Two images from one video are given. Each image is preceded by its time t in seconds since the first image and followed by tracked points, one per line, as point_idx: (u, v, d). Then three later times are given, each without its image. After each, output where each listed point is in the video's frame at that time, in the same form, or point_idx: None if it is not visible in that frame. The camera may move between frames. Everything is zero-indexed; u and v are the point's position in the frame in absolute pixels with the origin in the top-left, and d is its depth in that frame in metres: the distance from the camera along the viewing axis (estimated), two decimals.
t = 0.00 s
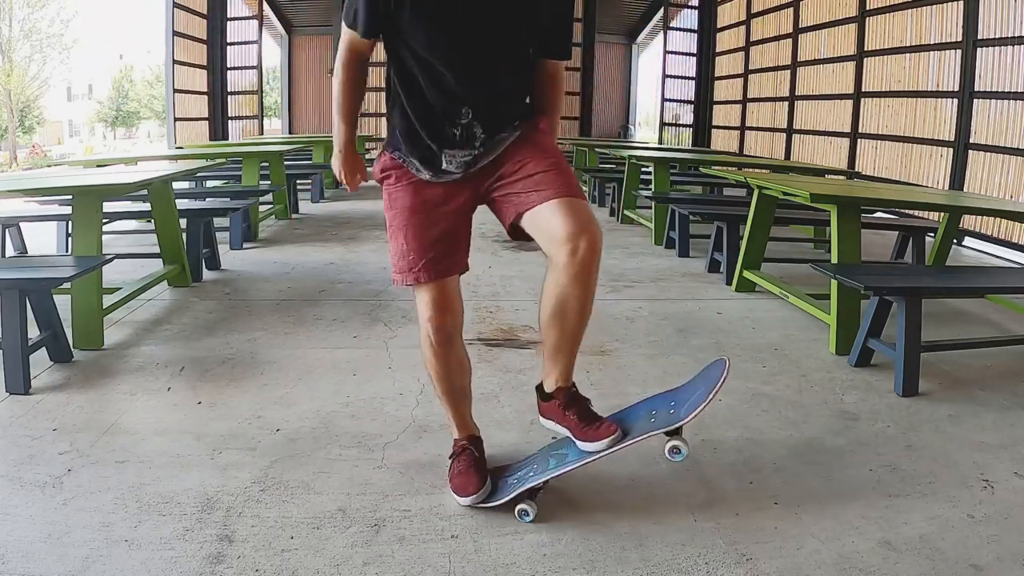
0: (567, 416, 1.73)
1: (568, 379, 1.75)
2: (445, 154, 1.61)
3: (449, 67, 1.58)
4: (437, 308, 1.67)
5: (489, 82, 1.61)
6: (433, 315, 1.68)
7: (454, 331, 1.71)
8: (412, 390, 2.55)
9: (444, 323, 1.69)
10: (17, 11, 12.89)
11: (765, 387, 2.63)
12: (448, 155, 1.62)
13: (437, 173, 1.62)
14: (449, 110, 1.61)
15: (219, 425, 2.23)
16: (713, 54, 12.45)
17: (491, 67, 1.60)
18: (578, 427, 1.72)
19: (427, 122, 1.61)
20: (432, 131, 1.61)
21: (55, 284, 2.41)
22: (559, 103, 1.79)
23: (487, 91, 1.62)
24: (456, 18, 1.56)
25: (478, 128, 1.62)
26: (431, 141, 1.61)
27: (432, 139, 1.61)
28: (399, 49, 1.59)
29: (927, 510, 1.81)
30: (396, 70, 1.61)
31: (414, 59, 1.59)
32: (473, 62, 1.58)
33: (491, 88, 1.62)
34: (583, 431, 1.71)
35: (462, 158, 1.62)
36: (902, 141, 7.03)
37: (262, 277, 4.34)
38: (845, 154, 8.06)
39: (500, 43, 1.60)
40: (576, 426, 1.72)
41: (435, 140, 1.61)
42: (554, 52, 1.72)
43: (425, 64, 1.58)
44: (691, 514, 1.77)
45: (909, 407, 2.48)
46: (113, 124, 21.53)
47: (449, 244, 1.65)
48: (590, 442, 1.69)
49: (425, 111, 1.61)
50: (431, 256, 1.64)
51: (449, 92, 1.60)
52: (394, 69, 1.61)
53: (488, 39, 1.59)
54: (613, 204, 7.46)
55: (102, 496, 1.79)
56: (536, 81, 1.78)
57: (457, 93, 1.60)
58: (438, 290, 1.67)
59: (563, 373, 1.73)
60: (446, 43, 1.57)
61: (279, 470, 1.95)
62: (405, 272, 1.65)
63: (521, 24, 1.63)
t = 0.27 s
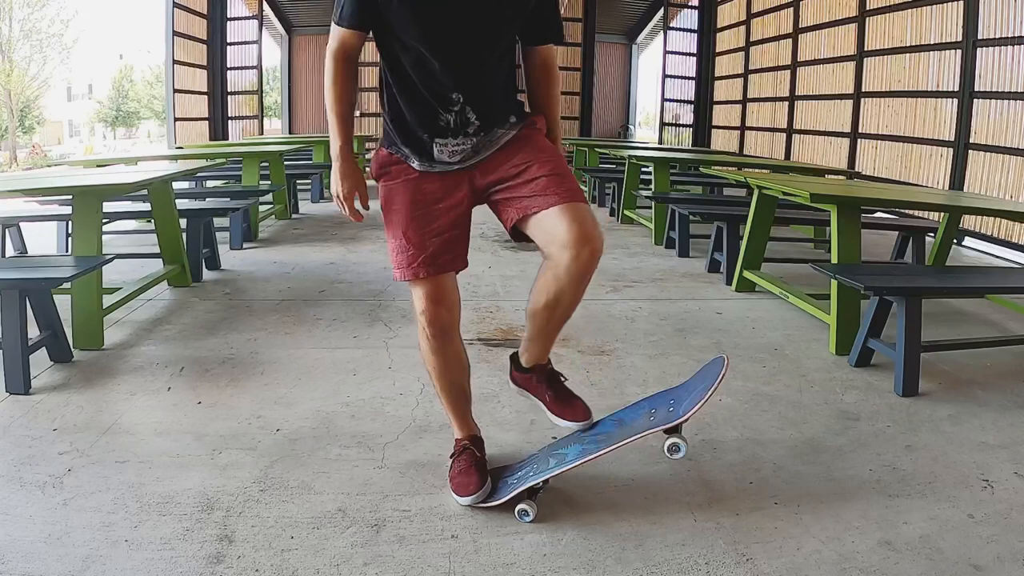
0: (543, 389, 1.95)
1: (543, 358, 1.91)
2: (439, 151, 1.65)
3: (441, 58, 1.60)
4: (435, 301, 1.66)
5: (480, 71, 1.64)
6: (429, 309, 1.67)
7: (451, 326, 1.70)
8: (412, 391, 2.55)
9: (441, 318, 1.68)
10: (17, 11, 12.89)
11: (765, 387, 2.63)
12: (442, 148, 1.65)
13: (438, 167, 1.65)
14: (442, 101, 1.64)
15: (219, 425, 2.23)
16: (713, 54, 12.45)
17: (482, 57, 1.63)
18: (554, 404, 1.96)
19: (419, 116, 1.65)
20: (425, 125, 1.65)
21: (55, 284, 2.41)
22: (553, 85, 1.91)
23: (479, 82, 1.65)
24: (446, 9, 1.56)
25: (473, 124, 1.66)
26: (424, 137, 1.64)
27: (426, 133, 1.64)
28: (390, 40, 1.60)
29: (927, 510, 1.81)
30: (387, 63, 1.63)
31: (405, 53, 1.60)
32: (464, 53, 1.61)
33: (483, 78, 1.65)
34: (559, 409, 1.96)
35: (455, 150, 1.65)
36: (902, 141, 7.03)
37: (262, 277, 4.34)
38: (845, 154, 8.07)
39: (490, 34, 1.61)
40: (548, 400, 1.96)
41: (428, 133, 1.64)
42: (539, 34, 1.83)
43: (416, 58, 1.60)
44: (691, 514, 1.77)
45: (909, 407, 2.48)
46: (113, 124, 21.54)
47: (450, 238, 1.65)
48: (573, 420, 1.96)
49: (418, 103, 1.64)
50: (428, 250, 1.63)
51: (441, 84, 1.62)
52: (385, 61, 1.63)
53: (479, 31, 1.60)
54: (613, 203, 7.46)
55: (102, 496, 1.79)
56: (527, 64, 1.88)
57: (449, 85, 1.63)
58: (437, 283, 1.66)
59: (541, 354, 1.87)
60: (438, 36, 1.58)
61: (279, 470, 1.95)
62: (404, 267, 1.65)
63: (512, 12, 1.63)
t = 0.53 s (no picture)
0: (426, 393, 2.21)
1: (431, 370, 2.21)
2: (430, 148, 1.76)
3: (429, 50, 1.73)
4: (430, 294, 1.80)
5: (467, 62, 1.77)
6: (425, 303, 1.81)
7: (450, 318, 1.82)
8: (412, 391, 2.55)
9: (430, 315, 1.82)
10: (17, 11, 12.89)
11: (766, 387, 2.63)
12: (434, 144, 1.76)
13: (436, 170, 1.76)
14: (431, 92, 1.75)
15: (219, 425, 2.23)
16: (713, 54, 12.45)
17: (468, 49, 1.77)
18: (419, 413, 2.18)
19: (412, 109, 1.76)
20: (418, 116, 1.76)
21: (55, 284, 2.41)
22: (547, 74, 2.00)
23: (466, 73, 1.77)
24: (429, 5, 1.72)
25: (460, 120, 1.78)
26: (415, 133, 1.76)
27: (419, 125, 1.76)
28: (383, 39, 1.75)
29: (927, 510, 1.81)
30: (382, 59, 1.77)
31: (394, 47, 1.74)
32: (448, 45, 1.74)
33: (469, 70, 1.77)
34: (422, 418, 2.17)
35: (448, 147, 1.77)
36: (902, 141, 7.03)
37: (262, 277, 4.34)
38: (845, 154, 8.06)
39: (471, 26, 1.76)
40: (418, 410, 2.18)
41: (420, 124, 1.76)
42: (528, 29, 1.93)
43: (406, 49, 1.73)
44: (691, 514, 1.77)
45: (909, 408, 2.48)
46: (114, 124, 21.54)
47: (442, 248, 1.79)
48: (423, 428, 2.16)
49: (409, 96, 1.76)
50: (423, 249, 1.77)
51: (429, 74, 1.74)
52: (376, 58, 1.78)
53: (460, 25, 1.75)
54: (613, 203, 7.46)
55: (102, 496, 1.79)
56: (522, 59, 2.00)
57: (437, 74, 1.75)
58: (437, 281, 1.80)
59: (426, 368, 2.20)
60: (423, 28, 1.72)
61: (279, 470, 1.95)
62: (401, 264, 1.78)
63: (494, 12, 1.80)
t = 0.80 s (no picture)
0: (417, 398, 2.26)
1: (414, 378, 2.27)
2: (414, 144, 1.84)
3: (420, 53, 1.83)
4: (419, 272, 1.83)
5: (453, 68, 1.88)
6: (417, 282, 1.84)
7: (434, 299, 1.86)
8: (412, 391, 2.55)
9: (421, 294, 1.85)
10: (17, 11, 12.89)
11: (765, 387, 2.63)
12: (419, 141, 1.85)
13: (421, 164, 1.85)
14: (421, 92, 1.85)
15: (219, 425, 2.23)
16: (713, 53, 12.45)
17: (452, 53, 1.88)
18: (412, 415, 2.21)
19: (402, 106, 1.85)
20: (409, 113, 1.85)
21: (55, 284, 2.41)
22: (508, 86, 2.17)
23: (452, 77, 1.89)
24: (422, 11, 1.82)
25: (442, 118, 1.89)
26: (402, 129, 1.84)
27: (409, 121, 1.85)
28: (372, 37, 1.83)
29: (927, 510, 1.81)
30: (369, 58, 1.84)
31: (387, 48, 1.82)
32: (438, 49, 1.85)
33: (455, 74, 1.89)
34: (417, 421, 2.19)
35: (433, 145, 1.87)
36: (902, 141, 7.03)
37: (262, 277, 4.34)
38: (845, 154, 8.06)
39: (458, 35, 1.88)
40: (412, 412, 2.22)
41: (411, 121, 1.85)
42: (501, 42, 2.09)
43: (400, 51, 1.82)
44: (691, 514, 1.77)
45: (909, 407, 2.48)
46: (114, 124, 21.54)
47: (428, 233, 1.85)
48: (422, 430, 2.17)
49: (399, 94, 1.84)
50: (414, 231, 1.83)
51: (421, 75, 1.84)
52: (365, 59, 1.85)
53: (450, 31, 1.86)
54: (613, 203, 7.46)
55: (102, 496, 1.79)
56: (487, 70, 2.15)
57: (427, 76, 1.85)
58: (427, 259, 1.84)
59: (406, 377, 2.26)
60: (415, 31, 1.82)
61: (278, 470, 1.95)
62: (392, 243, 1.83)
63: (476, 21, 1.92)
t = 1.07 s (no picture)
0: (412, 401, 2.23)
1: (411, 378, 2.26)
2: (406, 134, 1.94)
3: (414, 49, 1.95)
4: (407, 249, 1.86)
5: (443, 65, 2.00)
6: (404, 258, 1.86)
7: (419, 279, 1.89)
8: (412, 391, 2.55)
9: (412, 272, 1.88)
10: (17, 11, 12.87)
11: (766, 387, 2.63)
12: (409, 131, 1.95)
13: (411, 152, 1.95)
14: (413, 85, 1.96)
15: (219, 425, 2.23)
16: (713, 53, 12.44)
17: (443, 53, 2.00)
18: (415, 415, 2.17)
19: (394, 98, 1.95)
20: (401, 105, 1.95)
21: (55, 284, 2.41)
22: (483, 89, 2.28)
23: (442, 73, 2.00)
24: (418, 10, 1.94)
25: (433, 110, 1.99)
26: (394, 118, 1.93)
27: (400, 112, 1.94)
28: (368, 34, 1.93)
29: (927, 510, 1.81)
30: (363, 52, 1.95)
31: (382, 44, 1.93)
32: (430, 47, 1.97)
33: (445, 71, 2.01)
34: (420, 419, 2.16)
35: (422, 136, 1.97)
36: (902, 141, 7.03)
37: (262, 277, 4.34)
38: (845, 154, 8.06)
39: (449, 35, 2.01)
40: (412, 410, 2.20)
41: (403, 112, 1.95)
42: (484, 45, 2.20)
43: (395, 47, 1.93)
44: (691, 514, 1.77)
45: (909, 408, 2.48)
46: (114, 124, 21.54)
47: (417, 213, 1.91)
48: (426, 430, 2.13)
49: (392, 89, 1.95)
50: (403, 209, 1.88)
51: (413, 69, 1.96)
52: (360, 55, 1.96)
53: (441, 31, 1.98)
54: (613, 203, 7.46)
55: (102, 496, 1.79)
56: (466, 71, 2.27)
57: (420, 70, 1.96)
58: (415, 237, 1.88)
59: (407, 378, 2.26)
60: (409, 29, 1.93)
61: (279, 470, 1.95)
62: (380, 220, 1.87)
63: (466, 25, 2.05)
